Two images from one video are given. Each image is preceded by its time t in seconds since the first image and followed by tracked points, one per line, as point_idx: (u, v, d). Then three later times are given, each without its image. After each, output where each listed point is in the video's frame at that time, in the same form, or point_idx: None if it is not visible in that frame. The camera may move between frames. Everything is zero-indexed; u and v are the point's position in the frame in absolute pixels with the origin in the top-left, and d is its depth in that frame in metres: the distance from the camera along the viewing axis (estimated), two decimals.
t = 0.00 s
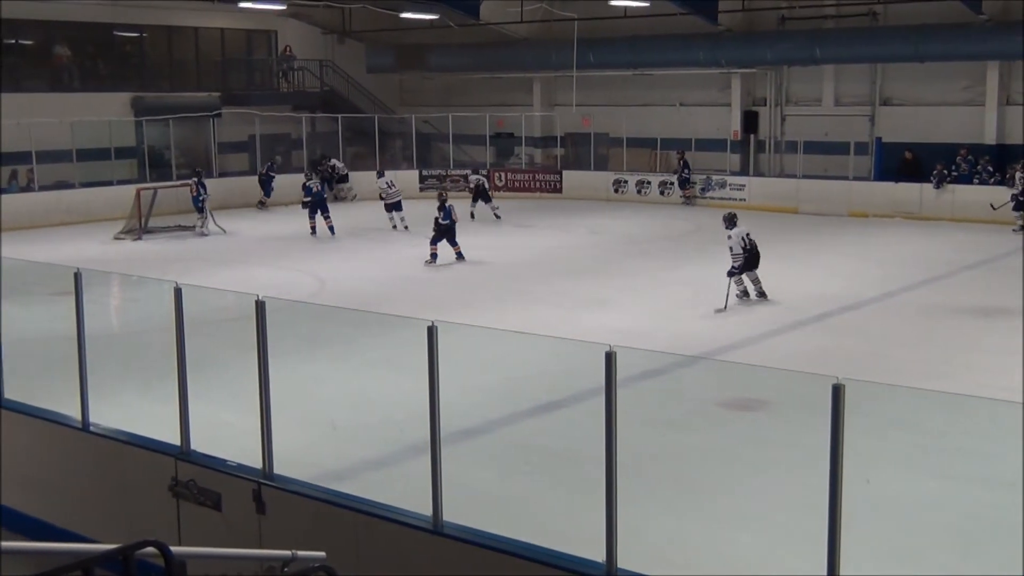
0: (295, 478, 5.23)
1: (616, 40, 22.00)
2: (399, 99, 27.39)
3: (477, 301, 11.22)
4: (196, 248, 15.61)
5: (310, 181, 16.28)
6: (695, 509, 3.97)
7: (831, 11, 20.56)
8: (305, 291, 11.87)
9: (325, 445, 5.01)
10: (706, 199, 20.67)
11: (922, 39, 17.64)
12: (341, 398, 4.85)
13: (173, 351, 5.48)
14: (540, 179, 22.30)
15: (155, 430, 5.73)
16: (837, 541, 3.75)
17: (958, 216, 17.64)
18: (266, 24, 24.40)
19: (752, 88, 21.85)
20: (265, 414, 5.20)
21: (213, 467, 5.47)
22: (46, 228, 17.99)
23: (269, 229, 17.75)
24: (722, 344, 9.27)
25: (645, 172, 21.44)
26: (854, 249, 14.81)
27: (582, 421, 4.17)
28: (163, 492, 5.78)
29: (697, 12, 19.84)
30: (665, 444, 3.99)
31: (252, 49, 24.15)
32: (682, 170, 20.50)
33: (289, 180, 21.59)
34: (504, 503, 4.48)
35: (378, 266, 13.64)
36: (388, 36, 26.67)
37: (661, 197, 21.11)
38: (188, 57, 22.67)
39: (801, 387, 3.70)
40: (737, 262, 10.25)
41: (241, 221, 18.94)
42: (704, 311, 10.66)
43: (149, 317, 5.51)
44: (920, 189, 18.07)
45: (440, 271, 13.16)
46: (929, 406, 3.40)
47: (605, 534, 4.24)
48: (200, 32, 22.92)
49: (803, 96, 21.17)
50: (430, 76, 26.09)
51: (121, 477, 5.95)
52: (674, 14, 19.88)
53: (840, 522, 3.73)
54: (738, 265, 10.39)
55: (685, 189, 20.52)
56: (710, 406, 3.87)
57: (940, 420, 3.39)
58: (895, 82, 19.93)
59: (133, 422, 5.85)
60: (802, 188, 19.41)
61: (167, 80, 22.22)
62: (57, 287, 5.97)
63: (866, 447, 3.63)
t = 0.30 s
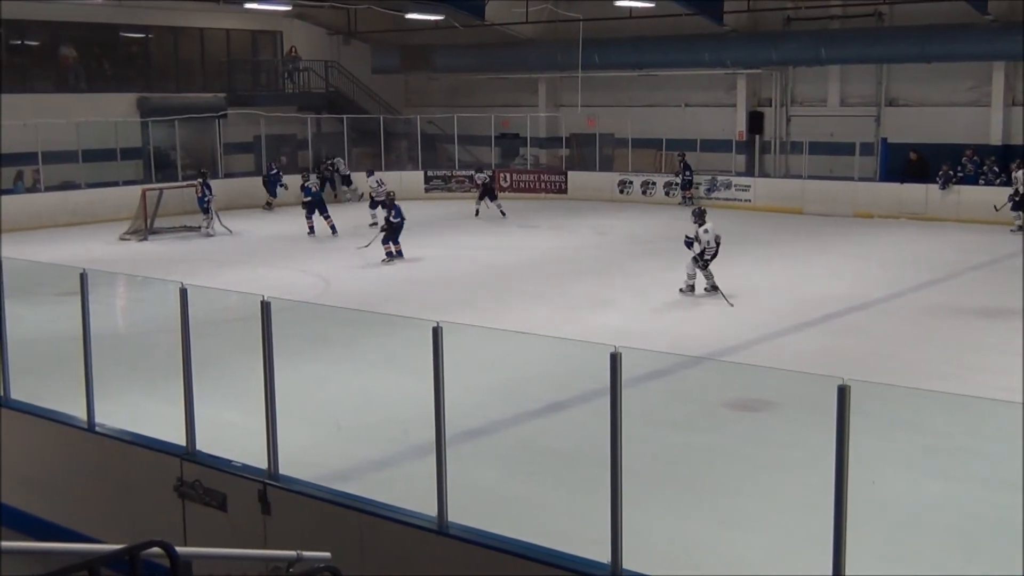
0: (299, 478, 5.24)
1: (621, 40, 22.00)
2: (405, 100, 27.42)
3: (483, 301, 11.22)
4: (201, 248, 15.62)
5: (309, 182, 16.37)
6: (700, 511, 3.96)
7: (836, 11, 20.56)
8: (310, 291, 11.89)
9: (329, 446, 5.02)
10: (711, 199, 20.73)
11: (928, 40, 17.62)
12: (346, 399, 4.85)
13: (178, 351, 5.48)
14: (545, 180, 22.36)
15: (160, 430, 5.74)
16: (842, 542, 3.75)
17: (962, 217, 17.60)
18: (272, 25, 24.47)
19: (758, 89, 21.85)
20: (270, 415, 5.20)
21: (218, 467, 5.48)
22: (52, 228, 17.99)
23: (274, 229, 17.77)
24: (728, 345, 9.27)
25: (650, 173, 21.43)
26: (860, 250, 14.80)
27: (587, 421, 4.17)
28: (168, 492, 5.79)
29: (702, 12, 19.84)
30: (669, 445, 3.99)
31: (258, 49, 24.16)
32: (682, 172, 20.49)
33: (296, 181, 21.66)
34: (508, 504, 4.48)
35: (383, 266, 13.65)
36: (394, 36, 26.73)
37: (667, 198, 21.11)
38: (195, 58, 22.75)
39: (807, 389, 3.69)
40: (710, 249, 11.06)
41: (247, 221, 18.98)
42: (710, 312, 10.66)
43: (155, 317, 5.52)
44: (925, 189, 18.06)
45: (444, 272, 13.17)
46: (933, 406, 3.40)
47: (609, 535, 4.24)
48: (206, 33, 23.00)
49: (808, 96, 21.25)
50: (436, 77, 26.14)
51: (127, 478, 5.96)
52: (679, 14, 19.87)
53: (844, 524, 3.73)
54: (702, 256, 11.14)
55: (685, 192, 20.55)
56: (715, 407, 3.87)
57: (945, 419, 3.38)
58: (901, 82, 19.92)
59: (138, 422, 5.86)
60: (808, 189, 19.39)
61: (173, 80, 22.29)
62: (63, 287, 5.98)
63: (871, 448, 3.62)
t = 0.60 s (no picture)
0: (304, 477, 5.25)
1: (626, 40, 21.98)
2: (410, 100, 27.44)
3: (487, 301, 11.21)
4: (206, 248, 15.64)
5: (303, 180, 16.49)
6: (705, 512, 3.96)
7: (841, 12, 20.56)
8: (314, 291, 11.88)
9: (334, 445, 5.02)
10: (716, 199, 20.65)
11: (933, 39, 17.60)
12: (350, 398, 4.85)
13: (183, 351, 5.49)
14: (550, 180, 22.30)
15: (166, 430, 5.74)
16: (847, 542, 3.74)
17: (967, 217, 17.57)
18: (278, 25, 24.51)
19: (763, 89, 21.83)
20: (275, 415, 5.21)
21: (223, 467, 5.49)
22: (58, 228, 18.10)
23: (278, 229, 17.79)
24: (733, 345, 9.26)
25: (655, 173, 21.41)
26: (865, 250, 14.78)
27: (592, 422, 4.16)
28: (174, 492, 5.80)
29: (707, 12, 19.82)
30: (673, 445, 3.99)
31: (263, 50, 24.22)
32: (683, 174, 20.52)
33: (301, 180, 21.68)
34: (514, 504, 4.47)
35: (388, 266, 13.66)
36: (399, 36, 26.76)
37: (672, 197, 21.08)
38: (200, 59, 22.82)
39: (813, 388, 3.69)
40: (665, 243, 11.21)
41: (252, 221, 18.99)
42: (715, 312, 10.65)
43: (161, 317, 5.52)
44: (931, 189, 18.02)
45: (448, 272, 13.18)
46: (939, 406, 3.39)
47: (613, 536, 4.24)
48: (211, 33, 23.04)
49: (813, 96, 21.21)
50: (441, 77, 26.16)
51: (133, 477, 5.96)
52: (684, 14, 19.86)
53: (850, 523, 3.72)
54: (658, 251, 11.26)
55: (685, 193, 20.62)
56: (720, 407, 3.86)
57: (950, 419, 3.37)
58: (906, 82, 19.90)
59: (144, 421, 5.86)
60: (813, 189, 19.35)
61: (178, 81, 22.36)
62: (69, 287, 5.99)
63: (876, 449, 3.61)
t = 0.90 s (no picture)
0: (299, 477, 5.25)
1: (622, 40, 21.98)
2: (405, 100, 27.38)
3: (483, 302, 11.20)
4: (201, 249, 15.61)
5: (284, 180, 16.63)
6: (700, 511, 3.96)
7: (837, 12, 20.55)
8: (310, 292, 11.88)
9: (330, 446, 5.01)
10: (711, 199, 20.64)
11: (929, 39, 17.62)
12: (346, 398, 4.85)
13: (179, 351, 5.48)
14: (546, 180, 22.31)
15: (161, 430, 5.74)
16: (844, 542, 3.74)
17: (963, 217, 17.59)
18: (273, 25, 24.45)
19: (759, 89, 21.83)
20: (271, 415, 5.20)
21: (219, 467, 5.48)
22: (52, 228, 18.01)
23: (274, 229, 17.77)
24: (728, 345, 9.25)
25: (651, 173, 21.41)
26: (862, 250, 14.78)
27: (587, 422, 4.16)
28: (169, 493, 5.79)
29: (703, 13, 19.82)
30: (669, 446, 3.98)
31: (258, 50, 24.18)
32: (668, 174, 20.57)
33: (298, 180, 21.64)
34: (510, 503, 4.47)
35: (384, 267, 13.65)
36: (394, 36, 26.72)
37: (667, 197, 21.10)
38: (195, 60, 22.77)
39: (810, 387, 3.69)
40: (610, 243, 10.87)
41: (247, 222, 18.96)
42: (710, 313, 10.64)
43: (156, 318, 5.51)
44: (926, 189, 18.02)
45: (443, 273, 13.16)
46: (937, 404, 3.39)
47: (611, 536, 4.23)
48: (206, 33, 22.96)
49: (808, 96, 21.22)
50: (437, 78, 26.13)
51: (127, 478, 5.95)
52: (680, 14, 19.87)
53: (846, 523, 3.72)
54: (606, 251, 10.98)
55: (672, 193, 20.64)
56: (717, 407, 3.86)
57: (948, 416, 3.37)
58: (902, 82, 19.93)
59: (140, 422, 5.86)
60: (808, 189, 19.34)
61: (173, 81, 22.32)
62: (64, 288, 5.98)
63: (871, 448, 3.61)
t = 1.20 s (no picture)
0: (285, 479, 5.24)
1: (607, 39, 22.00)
2: (390, 100, 27.35)
3: (469, 302, 11.20)
4: (186, 250, 15.56)
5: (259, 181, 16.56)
6: (687, 510, 3.97)
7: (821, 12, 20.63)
8: (296, 293, 11.86)
9: (315, 448, 5.00)
10: (697, 198, 20.66)
11: (912, 39, 17.71)
12: (331, 400, 4.84)
13: (164, 354, 5.45)
14: (532, 180, 22.34)
15: (146, 433, 5.72)
16: (830, 538, 3.76)
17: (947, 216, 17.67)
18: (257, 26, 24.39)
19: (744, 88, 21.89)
20: (256, 417, 5.19)
21: (205, 470, 5.48)
22: (36, 230, 17.91)
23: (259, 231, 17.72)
24: (714, 344, 9.27)
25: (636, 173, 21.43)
26: (846, 249, 14.84)
27: (573, 422, 4.16)
28: (154, 496, 5.77)
29: (688, 13, 19.86)
30: (655, 445, 3.99)
31: (242, 51, 24.12)
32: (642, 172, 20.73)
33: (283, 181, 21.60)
34: (497, 503, 4.47)
35: (371, 268, 13.64)
36: (378, 36, 26.71)
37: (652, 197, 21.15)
38: (179, 61, 22.72)
39: (796, 385, 3.69)
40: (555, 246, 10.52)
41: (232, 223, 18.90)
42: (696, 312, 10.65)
43: (140, 321, 5.49)
44: (910, 187, 18.10)
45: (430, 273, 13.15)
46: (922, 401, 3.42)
47: (597, 535, 4.25)
48: (190, 35, 22.89)
49: (793, 95, 21.31)
50: (422, 78, 26.12)
51: (112, 481, 5.94)
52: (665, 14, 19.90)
53: (832, 521, 3.74)
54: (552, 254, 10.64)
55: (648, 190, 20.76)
56: (704, 407, 3.86)
57: (931, 413, 3.39)
58: (886, 81, 20.05)
59: (125, 425, 5.84)
60: (793, 188, 19.40)
61: (156, 81, 22.23)
62: (48, 291, 5.95)
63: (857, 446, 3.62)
